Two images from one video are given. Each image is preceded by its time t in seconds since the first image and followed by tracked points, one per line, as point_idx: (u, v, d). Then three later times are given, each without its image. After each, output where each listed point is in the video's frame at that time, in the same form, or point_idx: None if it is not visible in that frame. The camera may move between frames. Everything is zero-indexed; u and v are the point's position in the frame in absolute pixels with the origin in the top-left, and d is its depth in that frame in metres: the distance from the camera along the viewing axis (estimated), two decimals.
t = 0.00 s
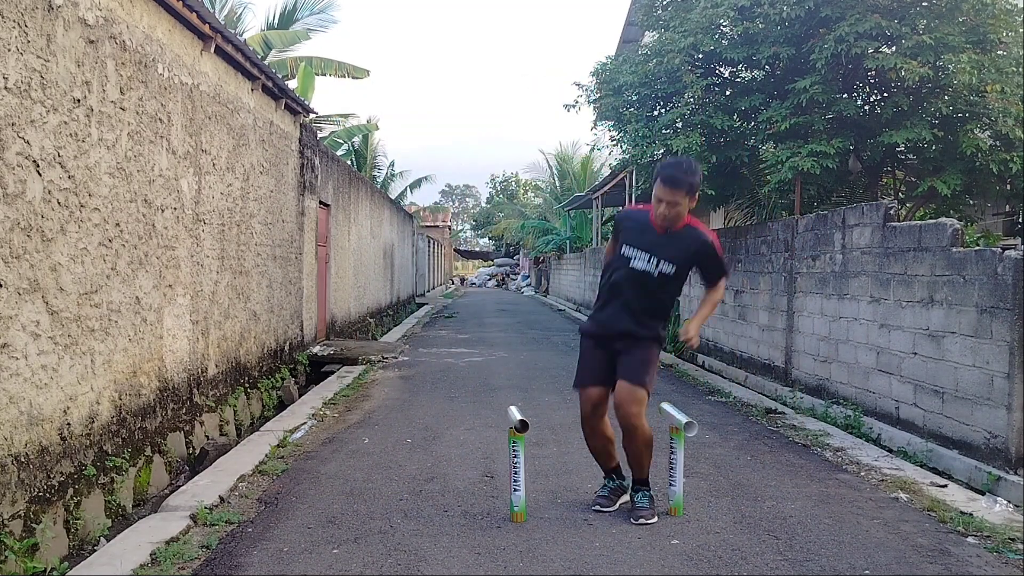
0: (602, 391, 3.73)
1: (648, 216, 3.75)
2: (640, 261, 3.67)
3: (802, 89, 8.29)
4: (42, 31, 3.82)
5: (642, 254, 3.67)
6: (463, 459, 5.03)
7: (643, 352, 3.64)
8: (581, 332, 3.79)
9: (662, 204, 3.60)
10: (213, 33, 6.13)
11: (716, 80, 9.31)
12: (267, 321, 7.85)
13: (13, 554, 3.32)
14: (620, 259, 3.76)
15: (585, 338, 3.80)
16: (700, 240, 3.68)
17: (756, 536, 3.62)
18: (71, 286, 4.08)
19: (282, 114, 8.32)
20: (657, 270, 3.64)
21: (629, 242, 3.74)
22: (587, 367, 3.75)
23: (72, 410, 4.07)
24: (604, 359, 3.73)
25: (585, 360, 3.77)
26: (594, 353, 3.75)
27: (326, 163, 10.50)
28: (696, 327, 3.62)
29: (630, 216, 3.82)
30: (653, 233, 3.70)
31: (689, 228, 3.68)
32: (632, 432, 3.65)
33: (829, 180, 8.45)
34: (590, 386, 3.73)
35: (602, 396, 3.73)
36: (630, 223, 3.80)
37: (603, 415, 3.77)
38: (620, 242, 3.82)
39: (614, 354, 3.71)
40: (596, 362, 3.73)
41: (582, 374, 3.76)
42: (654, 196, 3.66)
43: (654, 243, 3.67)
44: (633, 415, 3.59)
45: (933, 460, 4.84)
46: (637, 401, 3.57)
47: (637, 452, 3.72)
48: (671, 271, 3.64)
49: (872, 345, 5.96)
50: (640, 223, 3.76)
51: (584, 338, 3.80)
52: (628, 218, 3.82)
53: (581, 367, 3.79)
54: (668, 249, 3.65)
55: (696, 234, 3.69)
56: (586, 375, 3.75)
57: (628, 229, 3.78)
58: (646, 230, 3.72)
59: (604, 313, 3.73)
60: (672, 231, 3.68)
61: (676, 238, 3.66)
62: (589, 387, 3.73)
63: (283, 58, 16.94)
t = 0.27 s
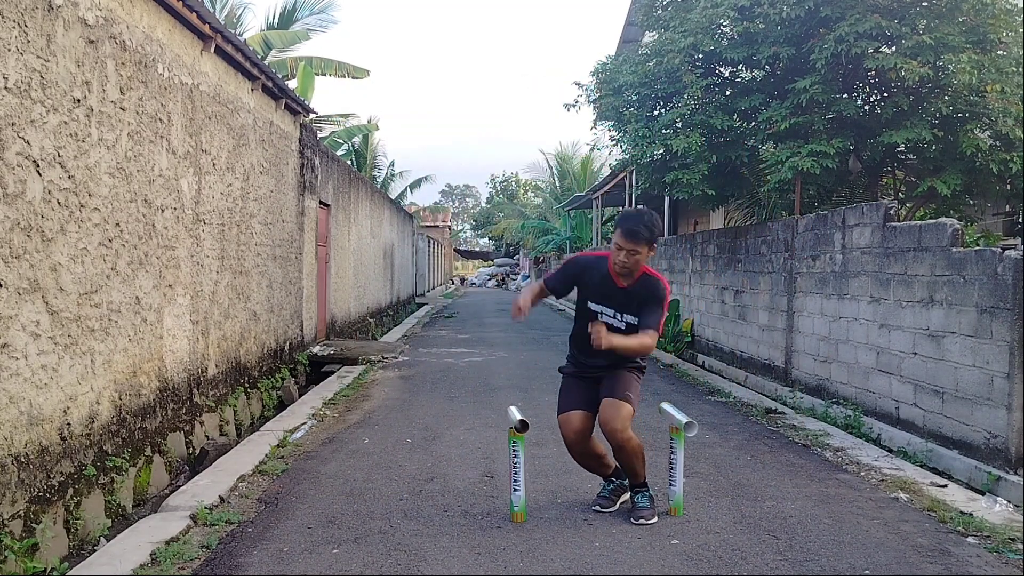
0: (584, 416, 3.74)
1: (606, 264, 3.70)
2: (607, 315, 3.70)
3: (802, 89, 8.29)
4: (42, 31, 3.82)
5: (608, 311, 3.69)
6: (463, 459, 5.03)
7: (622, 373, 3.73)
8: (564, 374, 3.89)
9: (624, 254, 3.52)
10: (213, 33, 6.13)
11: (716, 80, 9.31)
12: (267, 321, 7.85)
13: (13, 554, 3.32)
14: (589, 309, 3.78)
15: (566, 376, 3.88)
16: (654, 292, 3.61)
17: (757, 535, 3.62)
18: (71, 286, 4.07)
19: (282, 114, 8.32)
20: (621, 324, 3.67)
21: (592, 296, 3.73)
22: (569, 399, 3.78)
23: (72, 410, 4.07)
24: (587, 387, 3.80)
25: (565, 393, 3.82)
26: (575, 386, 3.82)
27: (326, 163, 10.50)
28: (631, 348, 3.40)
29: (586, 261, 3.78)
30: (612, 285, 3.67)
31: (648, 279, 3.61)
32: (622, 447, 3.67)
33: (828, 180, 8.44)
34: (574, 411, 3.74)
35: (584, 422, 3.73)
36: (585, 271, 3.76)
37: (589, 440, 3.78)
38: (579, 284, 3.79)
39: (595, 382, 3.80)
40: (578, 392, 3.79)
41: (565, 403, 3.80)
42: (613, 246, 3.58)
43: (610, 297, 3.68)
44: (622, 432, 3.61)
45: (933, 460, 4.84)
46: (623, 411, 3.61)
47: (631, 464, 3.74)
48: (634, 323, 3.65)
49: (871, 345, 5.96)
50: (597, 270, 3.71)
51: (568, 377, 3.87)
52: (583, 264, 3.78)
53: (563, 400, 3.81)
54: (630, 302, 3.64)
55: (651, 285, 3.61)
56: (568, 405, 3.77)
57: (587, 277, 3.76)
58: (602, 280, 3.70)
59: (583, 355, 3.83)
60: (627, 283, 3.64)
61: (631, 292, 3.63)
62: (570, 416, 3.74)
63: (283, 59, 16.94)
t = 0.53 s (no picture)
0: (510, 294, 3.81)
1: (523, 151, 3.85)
2: (525, 191, 3.83)
3: (802, 89, 8.29)
4: (42, 31, 3.82)
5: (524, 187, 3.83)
6: (463, 459, 5.03)
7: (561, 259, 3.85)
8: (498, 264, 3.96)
9: (539, 148, 3.70)
10: (213, 33, 6.13)
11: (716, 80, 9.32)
12: (267, 321, 7.85)
13: (13, 554, 3.32)
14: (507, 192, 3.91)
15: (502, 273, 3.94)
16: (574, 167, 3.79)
17: (757, 536, 3.62)
18: (71, 286, 4.07)
19: (282, 114, 8.32)
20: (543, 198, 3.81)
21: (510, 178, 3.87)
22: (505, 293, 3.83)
23: (72, 410, 4.07)
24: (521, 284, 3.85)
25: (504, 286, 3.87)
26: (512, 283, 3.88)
27: (326, 163, 10.50)
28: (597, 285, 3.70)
29: (502, 152, 3.92)
30: (530, 167, 3.84)
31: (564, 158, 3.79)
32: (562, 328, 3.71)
33: (828, 180, 8.42)
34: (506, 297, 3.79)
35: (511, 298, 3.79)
36: (502, 160, 3.91)
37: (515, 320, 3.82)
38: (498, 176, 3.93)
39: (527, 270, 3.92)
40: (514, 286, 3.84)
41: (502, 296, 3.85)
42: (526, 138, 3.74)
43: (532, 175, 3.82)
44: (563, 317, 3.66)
45: (934, 460, 4.84)
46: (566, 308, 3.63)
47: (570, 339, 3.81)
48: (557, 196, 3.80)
49: (872, 346, 5.96)
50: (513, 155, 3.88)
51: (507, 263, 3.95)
52: (500, 154, 3.92)
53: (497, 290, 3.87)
54: (547, 179, 3.79)
55: (571, 161, 3.79)
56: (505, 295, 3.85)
57: (504, 164, 3.90)
58: (520, 166, 3.85)
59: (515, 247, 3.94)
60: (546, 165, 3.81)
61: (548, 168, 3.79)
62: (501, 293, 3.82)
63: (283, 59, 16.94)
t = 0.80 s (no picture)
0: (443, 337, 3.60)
1: (448, 182, 3.68)
2: (467, 225, 3.64)
3: (802, 89, 8.30)
4: (42, 31, 3.82)
5: (465, 219, 3.65)
6: (463, 459, 5.03)
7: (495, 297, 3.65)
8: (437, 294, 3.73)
9: (470, 176, 3.55)
10: (213, 33, 6.13)
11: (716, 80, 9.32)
12: (267, 321, 7.85)
13: (13, 554, 3.32)
14: (447, 231, 3.71)
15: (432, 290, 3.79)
16: (510, 186, 3.66)
17: (757, 536, 3.62)
18: (71, 286, 4.08)
19: (282, 114, 8.32)
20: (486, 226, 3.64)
21: (447, 215, 3.69)
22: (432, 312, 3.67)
23: (72, 410, 4.07)
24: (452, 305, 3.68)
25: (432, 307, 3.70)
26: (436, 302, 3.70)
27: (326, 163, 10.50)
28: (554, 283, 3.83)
29: (433, 185, 3.73)
30: (461, 195, 3.67)
31: (498, 176, 3.68)
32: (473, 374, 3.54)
33: (829, 180, 8.43)
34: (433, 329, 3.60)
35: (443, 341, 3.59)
36: (435, 196, 3.72)
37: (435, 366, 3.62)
38: (437, 217, 3.74)
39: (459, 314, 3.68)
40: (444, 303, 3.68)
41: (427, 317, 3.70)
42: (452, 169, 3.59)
43: (473, 205, 3.65)
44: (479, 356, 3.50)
45: (934, 460, 4.84)
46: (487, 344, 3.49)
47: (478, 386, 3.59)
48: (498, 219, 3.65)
49: (872, 346, 5.96)
50: (447, 188, 3.69)
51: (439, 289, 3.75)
52: (432, 189, 3.73)
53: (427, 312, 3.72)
54: (487, 203, 3.65)
55: (503, 181, 3.67)
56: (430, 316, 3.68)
57: (439, 204, 3.72)
58: (454, 197, 3.68)
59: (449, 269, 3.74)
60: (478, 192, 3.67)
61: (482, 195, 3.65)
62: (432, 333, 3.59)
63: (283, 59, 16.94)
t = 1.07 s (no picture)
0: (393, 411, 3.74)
1: (407, 236, 3.67)
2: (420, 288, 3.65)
3: (802, 89, 8.30)
4: (42, 31, 3.82)
5: (420, 282, 3.64)
6: (463, 459, 5.03)
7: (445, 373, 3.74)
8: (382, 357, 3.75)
9: (430, 213, 3.54)
10: (213, 33, 6.13)
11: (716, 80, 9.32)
12: (267, 321, 7.85)
13: (13, 554, 3.32)
14: (400, 290, 3.68)
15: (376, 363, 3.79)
16: (468, 251, 3.69)
17: (757, 536, 3.62)
18: (71, 286, 4.07)
19: (282, 114, 8.32)
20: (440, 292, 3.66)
21: (402, 273, 3.65)
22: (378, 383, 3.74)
23: (72, 410, 4.07)
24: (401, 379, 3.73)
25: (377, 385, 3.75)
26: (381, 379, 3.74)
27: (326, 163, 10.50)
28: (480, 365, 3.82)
29: (392, 241, 3.69)
30: (419, 253, 3.64)
31: (454, 239, 3.69)
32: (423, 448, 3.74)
33: (829, 180, 8.42)
34: (383, 405, 3.72)
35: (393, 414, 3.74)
36: (392, 252, 3.67)
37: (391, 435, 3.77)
38: (391, 275, 3.69)
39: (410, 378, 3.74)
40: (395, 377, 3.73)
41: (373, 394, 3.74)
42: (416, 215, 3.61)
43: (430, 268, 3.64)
44: (431, 432, 3.73)
45: (934, 460, 4.84)
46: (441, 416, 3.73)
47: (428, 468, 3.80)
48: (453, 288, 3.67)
49: (872, 345, 5.96)
50: (405, 245, 3.66)
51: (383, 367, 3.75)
52: (389, 244, 3.69)
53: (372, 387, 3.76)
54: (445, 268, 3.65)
55: (462, 246, 3.69)
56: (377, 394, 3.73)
57: (395, 261, 3.66)
58: (410, 255, 3.65)
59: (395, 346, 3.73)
60: (435, 248, 3.65)
61: (439, 256, 3.64)
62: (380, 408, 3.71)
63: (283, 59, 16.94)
